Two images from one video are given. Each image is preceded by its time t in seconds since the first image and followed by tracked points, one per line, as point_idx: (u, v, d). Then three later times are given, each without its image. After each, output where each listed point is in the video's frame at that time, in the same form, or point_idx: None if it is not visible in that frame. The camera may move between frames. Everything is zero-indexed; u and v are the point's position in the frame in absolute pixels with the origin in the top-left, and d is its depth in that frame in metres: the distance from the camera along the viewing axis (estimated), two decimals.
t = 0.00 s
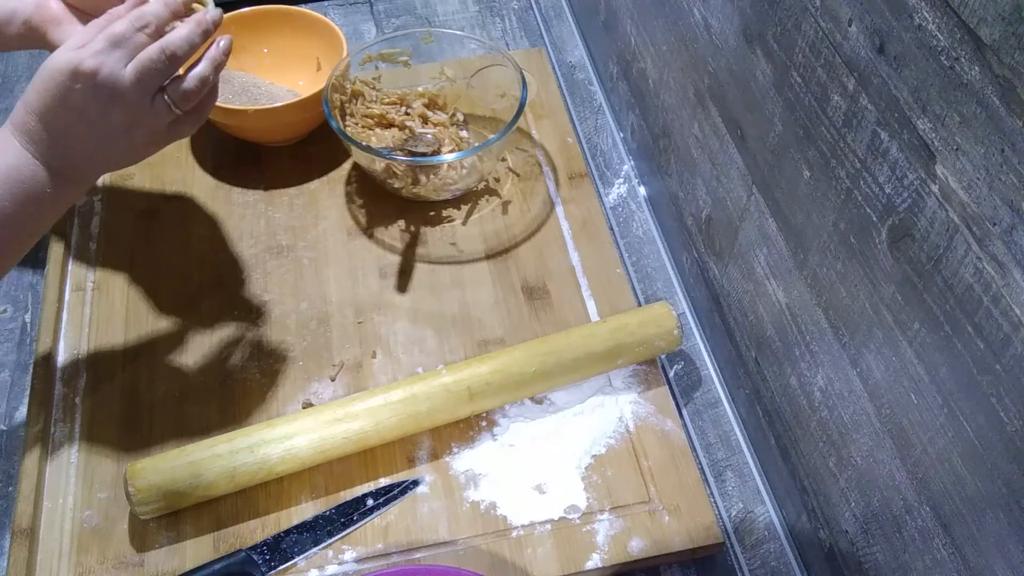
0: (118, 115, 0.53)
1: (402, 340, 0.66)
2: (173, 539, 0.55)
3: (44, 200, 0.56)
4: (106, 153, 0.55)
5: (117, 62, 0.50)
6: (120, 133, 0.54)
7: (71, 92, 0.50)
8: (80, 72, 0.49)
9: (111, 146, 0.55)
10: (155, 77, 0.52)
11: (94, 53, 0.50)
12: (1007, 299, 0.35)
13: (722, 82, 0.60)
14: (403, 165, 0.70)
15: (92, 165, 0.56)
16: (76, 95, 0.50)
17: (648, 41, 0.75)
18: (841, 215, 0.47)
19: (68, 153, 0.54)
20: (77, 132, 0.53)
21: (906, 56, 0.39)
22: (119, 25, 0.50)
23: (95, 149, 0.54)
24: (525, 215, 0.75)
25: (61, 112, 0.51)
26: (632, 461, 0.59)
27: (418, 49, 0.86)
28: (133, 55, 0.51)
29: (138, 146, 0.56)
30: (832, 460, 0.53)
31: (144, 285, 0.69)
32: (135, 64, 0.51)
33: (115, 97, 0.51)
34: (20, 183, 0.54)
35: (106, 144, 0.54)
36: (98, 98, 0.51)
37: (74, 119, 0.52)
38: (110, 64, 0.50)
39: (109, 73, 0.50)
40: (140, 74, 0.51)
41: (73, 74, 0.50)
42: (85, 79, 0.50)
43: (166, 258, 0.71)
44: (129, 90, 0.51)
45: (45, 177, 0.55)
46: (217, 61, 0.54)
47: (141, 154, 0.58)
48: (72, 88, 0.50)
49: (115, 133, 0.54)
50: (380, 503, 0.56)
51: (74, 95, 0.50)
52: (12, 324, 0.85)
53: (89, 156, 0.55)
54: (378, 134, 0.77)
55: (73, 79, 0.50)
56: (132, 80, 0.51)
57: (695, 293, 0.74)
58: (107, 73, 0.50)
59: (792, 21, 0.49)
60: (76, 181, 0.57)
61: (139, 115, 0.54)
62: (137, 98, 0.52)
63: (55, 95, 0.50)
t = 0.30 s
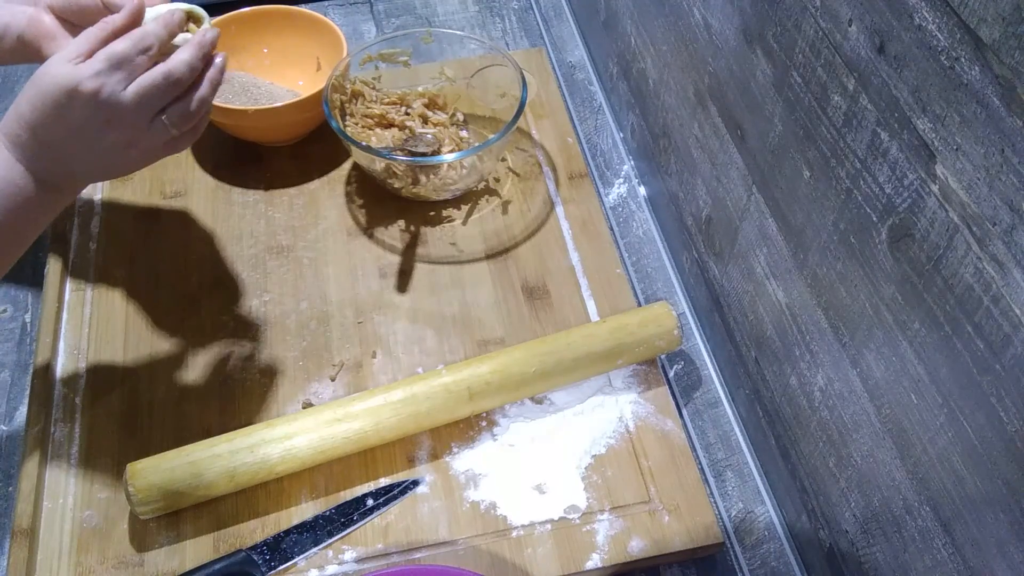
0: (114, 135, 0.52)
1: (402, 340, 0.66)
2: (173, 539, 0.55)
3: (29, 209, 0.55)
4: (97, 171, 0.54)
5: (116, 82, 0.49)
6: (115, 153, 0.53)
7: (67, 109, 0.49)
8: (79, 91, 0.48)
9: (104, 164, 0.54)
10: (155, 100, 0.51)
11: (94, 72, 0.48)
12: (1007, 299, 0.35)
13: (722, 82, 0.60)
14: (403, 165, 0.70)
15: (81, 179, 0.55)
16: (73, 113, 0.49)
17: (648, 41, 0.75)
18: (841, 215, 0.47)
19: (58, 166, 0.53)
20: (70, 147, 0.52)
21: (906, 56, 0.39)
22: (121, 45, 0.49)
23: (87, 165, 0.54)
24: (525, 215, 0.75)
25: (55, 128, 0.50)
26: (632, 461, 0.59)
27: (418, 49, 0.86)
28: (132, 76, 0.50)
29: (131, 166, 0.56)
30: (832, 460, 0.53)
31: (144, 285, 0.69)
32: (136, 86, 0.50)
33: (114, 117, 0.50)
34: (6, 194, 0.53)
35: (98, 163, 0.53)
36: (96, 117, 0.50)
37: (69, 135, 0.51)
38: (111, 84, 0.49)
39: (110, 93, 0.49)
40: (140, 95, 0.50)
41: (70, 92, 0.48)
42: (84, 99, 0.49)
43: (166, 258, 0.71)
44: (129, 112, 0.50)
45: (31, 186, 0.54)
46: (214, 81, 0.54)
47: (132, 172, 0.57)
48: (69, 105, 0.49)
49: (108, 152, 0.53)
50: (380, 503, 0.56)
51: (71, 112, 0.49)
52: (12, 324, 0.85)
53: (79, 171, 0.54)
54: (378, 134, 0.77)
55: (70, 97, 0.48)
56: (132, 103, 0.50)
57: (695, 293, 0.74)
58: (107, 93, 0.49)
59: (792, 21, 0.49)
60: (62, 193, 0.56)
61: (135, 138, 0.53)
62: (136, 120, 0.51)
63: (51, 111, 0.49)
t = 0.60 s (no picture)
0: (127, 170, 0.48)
1: (402, 340, 0.66)
2: (173, 539, 0.55)
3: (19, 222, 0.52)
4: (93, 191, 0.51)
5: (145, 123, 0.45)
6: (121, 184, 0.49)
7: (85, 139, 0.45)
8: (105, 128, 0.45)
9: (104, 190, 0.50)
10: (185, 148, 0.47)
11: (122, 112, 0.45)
12: (1006, 298, 0.35)
13: (722, 82, 0.60)
14: (403, 165, 0.70)
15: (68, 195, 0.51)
16: (86, 144, 0.45)
17: (648, 41, 0.75)
18: (841, 215, 0.47)
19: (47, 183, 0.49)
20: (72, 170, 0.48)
21: (906, 56, 0.39)
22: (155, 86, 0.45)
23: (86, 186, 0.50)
24: (525, 215, 0.75)
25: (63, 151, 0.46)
26: (632, 461, 0.59)
27: (418, 49, 0.86)
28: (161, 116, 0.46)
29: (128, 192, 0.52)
30: (832, 460, 0.53)
31: (144, 286, 0.69)
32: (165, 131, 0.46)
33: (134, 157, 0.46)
34: None
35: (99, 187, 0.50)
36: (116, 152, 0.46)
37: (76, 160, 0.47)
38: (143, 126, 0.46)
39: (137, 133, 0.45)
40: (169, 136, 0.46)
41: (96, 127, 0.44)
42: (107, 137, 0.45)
43: (166, 258, 0.71)
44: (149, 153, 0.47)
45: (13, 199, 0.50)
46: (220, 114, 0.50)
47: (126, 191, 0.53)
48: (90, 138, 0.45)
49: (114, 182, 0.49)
50: (380, 503, 0.56)
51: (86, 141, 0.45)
52: (12, 324, 0.85)
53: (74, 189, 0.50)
54: (378, 134, 0.77)
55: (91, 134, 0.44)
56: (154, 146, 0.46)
57: (695, 293, 0.74)
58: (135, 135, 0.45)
59: (792, 21, 0.49)
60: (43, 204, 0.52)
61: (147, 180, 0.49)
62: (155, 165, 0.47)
63: (67, 140, 0.45)
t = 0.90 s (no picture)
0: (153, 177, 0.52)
1: (402, 340, 0.66)
2: (173, 539, 0.55)
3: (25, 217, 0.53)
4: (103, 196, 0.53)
5: (173, 133, 0.50)
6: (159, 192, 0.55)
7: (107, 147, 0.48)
8: (131, 139, 0.47)
9: (114, 194, 0.53)
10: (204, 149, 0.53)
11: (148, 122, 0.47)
12: (1006, 299, 0.35)
13: (722, 82, 0.60)
14: (403, 165, 0.70)
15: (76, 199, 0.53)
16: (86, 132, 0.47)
17: (648, 41, 0.75)
18: (841, 215, 0.47)
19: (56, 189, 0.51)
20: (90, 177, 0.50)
21: (906, 56, 0.39)
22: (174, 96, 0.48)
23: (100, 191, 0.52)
24: (525, 215, 0.75)
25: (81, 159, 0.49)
26: (632, 461, 0.59)
27: (418, 49, 0.86)
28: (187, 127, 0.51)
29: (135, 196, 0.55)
30: (832, 460, 0.53)
31: (143, 286, 0.69)
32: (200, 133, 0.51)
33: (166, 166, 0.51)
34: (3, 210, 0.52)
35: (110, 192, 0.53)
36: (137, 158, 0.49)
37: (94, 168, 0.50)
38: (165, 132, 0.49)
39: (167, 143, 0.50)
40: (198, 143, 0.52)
41: (123, 138, 0.47)
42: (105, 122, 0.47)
43: (166, 258, 0.71)
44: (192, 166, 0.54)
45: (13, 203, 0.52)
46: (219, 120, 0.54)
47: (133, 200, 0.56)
48: (113, 147, 0.48)
49: (127, 185, 0.52)
50: (380, 503, 0.56)
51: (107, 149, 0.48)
52: (12, 324, 0.85)
53: (86, 193, 0.52)
54: (378, 134, 0.77)
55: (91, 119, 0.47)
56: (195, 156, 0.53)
57: (695, 293, 0.74)
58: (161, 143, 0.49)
59: (792, 21, 0.49)
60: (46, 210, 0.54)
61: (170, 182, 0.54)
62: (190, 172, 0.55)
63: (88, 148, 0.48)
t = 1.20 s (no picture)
0: (126, 164, 0.53)
1: (402, 340, 0.66)
2: (173, 539, 0.55)
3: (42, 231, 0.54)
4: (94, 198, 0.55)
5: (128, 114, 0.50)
6: (142, 183, 0.56)
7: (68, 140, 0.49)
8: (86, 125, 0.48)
9: (97, 196, 0.54)
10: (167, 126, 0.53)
11: (97, 103, 0.48)
12: (1006, 299, 0.35)
13: (722, 82, 0.60)
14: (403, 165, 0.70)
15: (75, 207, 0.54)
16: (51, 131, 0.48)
17: (648, 41, 0.75)
18: (841, 215, 0.47)
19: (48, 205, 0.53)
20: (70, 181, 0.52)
21: (906, 56, 0.39)
22: (119, 75, 0.49)
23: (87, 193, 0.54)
24: (524, 215, 0.75)
25: (50, 163, 0.50)
26: (632, 461, 0.59)
27: (418, 49, 0.86)
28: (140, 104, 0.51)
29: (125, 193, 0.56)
30: (832, 460, 0.53)
31: (143, 286, 0.69)
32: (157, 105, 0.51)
33: (131, 151, 0.52)
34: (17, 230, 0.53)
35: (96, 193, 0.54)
36: (98, 145, 0.50)
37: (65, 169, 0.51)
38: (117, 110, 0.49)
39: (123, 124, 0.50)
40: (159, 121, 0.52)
41: (75, 126, 0.48)
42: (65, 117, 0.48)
43: (166, 257, 0.71)
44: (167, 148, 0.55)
45: (10, 229, 0.52)
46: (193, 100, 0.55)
47: (127, 198, 0.57)
48: (73, 139, 0.49)
49: (106, 180, 0.53)
50: (380, 503, 0.56)
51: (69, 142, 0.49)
52: (12, 324, 0.84)
53: (73, 201, 0.54)
54: (378, 134, 0.77)
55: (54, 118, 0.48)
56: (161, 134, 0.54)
57: (695, 293, 0.74)
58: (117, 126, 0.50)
59: (792, 21, 0.49)
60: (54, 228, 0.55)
61: (146, 167, 0.54)
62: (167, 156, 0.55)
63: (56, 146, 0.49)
